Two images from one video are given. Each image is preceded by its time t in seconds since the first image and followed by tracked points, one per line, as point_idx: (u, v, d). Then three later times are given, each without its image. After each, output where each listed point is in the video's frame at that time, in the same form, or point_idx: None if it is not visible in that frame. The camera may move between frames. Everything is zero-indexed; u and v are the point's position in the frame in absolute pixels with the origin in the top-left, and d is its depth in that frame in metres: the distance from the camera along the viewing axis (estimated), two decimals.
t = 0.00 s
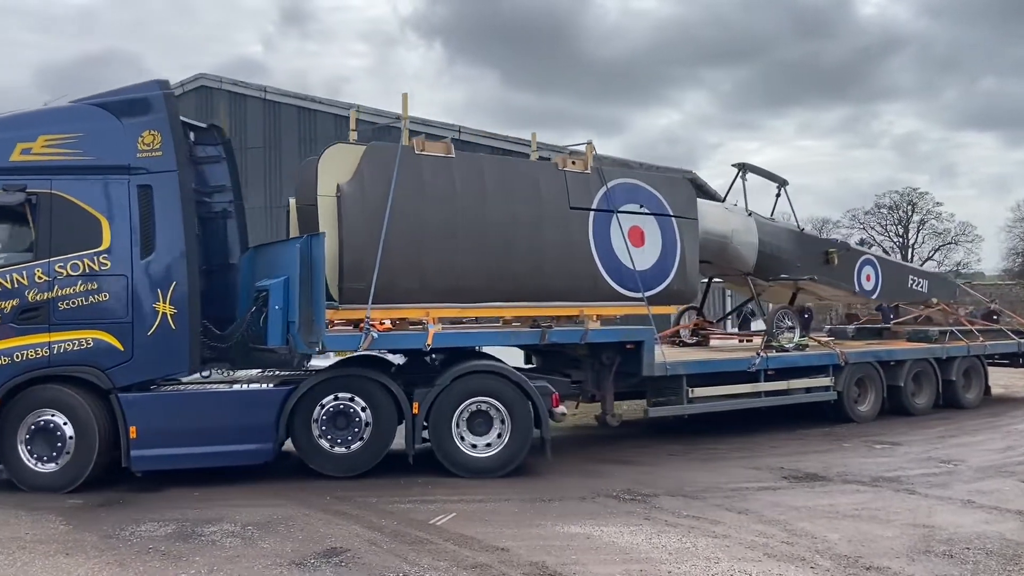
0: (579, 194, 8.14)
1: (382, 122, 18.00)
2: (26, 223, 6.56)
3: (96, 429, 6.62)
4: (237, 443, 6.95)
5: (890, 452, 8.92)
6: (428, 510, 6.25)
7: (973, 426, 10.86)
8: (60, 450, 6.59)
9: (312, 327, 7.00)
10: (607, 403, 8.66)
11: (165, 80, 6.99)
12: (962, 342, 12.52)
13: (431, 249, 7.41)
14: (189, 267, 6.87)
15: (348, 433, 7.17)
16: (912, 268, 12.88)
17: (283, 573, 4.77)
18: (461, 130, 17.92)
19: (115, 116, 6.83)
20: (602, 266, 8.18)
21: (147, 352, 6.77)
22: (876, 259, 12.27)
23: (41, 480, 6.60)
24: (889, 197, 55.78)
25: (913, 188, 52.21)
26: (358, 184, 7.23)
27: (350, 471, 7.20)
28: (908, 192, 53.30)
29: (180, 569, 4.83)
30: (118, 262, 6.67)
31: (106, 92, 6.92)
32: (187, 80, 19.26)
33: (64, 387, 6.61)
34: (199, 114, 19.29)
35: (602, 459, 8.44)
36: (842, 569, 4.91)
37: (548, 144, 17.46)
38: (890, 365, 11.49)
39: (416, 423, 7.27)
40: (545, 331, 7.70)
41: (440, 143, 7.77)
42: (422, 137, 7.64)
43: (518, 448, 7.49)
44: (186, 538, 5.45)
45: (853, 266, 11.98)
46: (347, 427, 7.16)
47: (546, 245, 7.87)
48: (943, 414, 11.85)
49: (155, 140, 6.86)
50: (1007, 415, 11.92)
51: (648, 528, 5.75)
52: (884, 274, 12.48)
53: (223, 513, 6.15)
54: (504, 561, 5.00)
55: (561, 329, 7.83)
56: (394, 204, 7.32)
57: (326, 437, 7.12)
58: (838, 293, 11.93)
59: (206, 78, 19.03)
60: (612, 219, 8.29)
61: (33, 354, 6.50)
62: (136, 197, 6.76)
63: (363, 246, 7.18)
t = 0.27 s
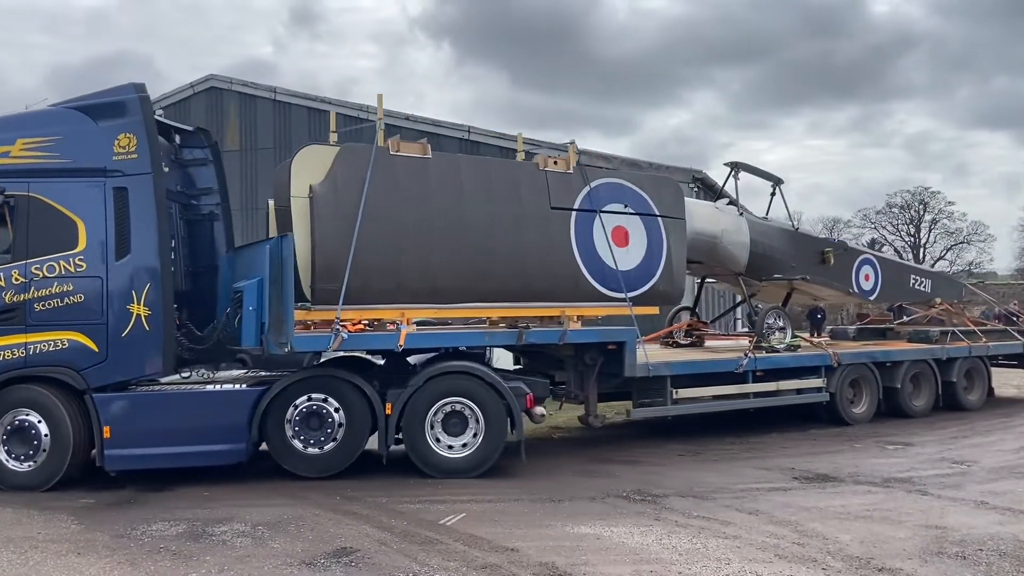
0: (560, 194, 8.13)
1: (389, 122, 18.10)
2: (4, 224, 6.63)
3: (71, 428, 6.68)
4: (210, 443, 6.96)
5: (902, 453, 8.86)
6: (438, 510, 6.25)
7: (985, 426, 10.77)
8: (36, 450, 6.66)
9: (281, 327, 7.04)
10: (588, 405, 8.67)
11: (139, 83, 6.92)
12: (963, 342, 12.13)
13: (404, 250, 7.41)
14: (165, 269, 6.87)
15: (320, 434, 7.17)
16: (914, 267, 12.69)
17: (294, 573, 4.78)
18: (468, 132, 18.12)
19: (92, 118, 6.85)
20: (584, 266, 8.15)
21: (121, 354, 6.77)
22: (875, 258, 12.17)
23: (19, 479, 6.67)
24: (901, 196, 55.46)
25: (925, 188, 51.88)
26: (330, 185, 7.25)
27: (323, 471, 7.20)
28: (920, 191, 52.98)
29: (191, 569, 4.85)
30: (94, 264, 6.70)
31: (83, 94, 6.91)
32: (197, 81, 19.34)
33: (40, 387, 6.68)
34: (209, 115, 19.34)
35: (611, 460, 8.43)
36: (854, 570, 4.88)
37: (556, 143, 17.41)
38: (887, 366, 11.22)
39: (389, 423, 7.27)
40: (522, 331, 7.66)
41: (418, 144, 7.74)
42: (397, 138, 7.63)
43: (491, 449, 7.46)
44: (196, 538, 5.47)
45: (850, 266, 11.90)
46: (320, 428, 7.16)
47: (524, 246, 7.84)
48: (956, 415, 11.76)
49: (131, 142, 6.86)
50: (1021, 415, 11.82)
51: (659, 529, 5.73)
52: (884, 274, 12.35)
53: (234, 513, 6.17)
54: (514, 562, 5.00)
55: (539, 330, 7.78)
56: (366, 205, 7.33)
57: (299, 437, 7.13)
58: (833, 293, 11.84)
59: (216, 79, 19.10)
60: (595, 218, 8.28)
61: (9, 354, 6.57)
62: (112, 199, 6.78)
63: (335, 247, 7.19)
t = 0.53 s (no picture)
0: (540, 194, 8.04)
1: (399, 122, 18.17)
2: None
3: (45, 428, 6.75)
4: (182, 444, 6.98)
5: (913, 454, 8.81)
6: (447, 511, 6.25)
7: (997, 428, 10.69)
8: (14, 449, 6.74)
9: (250, 328, 7.12)
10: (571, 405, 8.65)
11: (113, 86, 6.99)
12: (962, 344, 11.76)
13: (376, 251, 7.38)
14: (137, 270, 6.93)
15: (292, 434, 7.20)
16: (914, 267, 12.54)
17: (303, 574, 4.79)
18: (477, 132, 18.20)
19: (66, 122, 6.92)
20: (564, 266, 8.06)
21: (95, 354, 6.85)
22: (872, 257, 12.10)
23: None
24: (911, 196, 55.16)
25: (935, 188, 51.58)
26: (301, 186, 7.23)
27: (294, 472, 7.24)
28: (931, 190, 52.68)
29: (200, 570, 4.85)
30: (69, 266, 6.80)
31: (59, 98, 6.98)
32: (207, 83, 19.36)
33: (16, 388, 6.77)
34: (218, 117, 19.40)
35: (619, 460, 8.42)
36: (865, 573, 4.85)
37: (565, 144, 17.40)
38: (882, 368, 10.96)
39: (360, 424, 7.27)
40: (497, 333, 7.66)
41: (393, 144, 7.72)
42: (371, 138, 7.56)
43: (463, 449, 7.42)
44: (206, 538, 5.49)
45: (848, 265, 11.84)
46: (291, 428, 7.19)
47: (500, 247, 7.78)
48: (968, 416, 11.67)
49: (104, 145, 6.93)
50: None
51: (668, 530, 5.71)
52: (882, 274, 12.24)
53: (244, 513, 6.19)
54: (522, 563, 4.99)
55: (516, 331, 7.78)
56: (339, 207, 7.31)
57: (270, 438, 7.17)
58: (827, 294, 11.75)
59: (227, 81, 19.10)
60: (576, 219, 8.15)
61: None
62: (86, 201, 6.86)
63: (306, 249, 7.18)
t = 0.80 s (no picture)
0: (516, 195, 8.17)
1: (407, 124, 18.29)
2: None
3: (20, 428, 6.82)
4: (154, 445, 7.02)
5: (921, 455, 8.77)
6: (455, 512, 6.25)
7: (1006, 429, 10.64)
8: None
9: (218, 330, 7.04)
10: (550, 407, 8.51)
11: (88, 90, 7.00)
12: (959, 346, 11.63)
13: (346, 251, 7.54)
14: (110, 271, 6.96)
15: (264, 436, 7.20)
16: (912, 267, 12.39)
17: (311, 575, 4.80)
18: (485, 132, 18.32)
19: (42, 125, 6.95)
20: (542, 267, 8.17)
21: (68, 355, 6.88)
22: (868, 257, 11.91)
23: None
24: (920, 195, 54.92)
25: (944, 188, 51.35)
26: (272, 188, 7.43)
27: (266, 472, 7.24)
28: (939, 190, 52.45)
29: (208, 571, 4.86)
30: (44, 268, 6.84)
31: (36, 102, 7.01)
32: (215, 84, 19.42)
33: None
34: (226, 119, 19.47)
35: (626, 461, 8.42)
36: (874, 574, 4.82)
37: (572, 144, 17.38)
38: (873, 371, 10.80)
39: (332, 426, 7.25)
40: (470, 334, 7.65)
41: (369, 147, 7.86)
42: (345, 141, 7.74)
43: (434, 451, 7.37)
44: (214, 538, 5.50)
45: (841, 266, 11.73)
46: (263, 430, 7.19)
47: (474, 249, 7.90)
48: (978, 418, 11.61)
49: (79, 148, 6.94)
50: None
51: (676, 531, 5.70)
52: (878, 274, 12.09)
53: (253, 514, 6.20)
54: (530, 564, 4.98)
55: (489, 333, 7.75)
56: (310, 209, 7.49)
57: (243, 439, 7.18)
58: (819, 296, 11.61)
59: (234, 81, 19.16)
60: (555, 220, 8.27)
61: None
62: (60, 204, 6.89)
63: (275, 250, 7.39)
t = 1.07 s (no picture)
0: (493, 196, 8.20)
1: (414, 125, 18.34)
2: None
3: None
4: (124, 446, 7.06)
5: (929, 456, 8.74)
6: (461, 513, 6.26)
7: (1014, 430, 10.57)
8: None
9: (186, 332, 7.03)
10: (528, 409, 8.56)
11: (63, 95, 6.99)
12: (953, 347, 11.46)
13: (317, 253, 7.58)
14: (83, 275, 6.96)
15: (235, 437, 7.23)
16: (906, 268, 12.24)
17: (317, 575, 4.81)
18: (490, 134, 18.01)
19: (19, 130, 6.99)
20: (519, 268, 8.19)
21: (42, 357, 6.94)
22: (860, 257, 11.79)
23: None
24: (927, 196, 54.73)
25: (951, 188, 51.17)
26: (242, 190, 7.47)
27: (237, 474, 7.26)
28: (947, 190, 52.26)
29: (215, 571, 4.88)
30: (18, 271, 6.90)
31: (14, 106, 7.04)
32: (221, 86, 19.48)
33: None
34: (233, 120, 19.58)
35: (632, 462, 8.41)
36: None
37: (578, 145, 17.48)
38: (862, 373, 10.64)
39: (301, 427, 7.26)
40: (443, 335, 7.65)
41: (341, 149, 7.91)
42: (318, 144, 7.78)
43: (403, 454, 7.33)
44: (221, 539, 5.52)
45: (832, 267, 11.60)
46: (234, 431, 7.22)
47: (448, 251, 7.92)
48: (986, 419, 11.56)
49: (53, 153, 6.95)
50: None
51: (682, 533, 5.70)
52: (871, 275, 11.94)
53: (260, 515, 6.22)
54: (537, 565, 4.98)
55: (462, 334, 7.75)
56: (279, 212, 7.52)
57: (213, 440, 7.23)
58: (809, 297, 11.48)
59: (241, 84, 19.22)
60: (533, 221, 8.29)
61: None
62: (35, 208, 6.92)
63: (245, 253, 7.41)
